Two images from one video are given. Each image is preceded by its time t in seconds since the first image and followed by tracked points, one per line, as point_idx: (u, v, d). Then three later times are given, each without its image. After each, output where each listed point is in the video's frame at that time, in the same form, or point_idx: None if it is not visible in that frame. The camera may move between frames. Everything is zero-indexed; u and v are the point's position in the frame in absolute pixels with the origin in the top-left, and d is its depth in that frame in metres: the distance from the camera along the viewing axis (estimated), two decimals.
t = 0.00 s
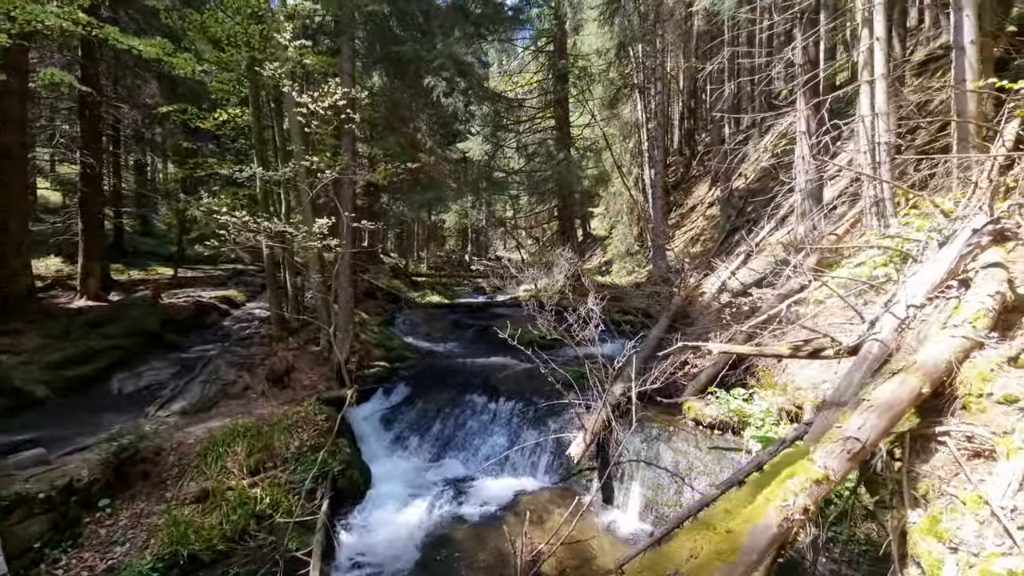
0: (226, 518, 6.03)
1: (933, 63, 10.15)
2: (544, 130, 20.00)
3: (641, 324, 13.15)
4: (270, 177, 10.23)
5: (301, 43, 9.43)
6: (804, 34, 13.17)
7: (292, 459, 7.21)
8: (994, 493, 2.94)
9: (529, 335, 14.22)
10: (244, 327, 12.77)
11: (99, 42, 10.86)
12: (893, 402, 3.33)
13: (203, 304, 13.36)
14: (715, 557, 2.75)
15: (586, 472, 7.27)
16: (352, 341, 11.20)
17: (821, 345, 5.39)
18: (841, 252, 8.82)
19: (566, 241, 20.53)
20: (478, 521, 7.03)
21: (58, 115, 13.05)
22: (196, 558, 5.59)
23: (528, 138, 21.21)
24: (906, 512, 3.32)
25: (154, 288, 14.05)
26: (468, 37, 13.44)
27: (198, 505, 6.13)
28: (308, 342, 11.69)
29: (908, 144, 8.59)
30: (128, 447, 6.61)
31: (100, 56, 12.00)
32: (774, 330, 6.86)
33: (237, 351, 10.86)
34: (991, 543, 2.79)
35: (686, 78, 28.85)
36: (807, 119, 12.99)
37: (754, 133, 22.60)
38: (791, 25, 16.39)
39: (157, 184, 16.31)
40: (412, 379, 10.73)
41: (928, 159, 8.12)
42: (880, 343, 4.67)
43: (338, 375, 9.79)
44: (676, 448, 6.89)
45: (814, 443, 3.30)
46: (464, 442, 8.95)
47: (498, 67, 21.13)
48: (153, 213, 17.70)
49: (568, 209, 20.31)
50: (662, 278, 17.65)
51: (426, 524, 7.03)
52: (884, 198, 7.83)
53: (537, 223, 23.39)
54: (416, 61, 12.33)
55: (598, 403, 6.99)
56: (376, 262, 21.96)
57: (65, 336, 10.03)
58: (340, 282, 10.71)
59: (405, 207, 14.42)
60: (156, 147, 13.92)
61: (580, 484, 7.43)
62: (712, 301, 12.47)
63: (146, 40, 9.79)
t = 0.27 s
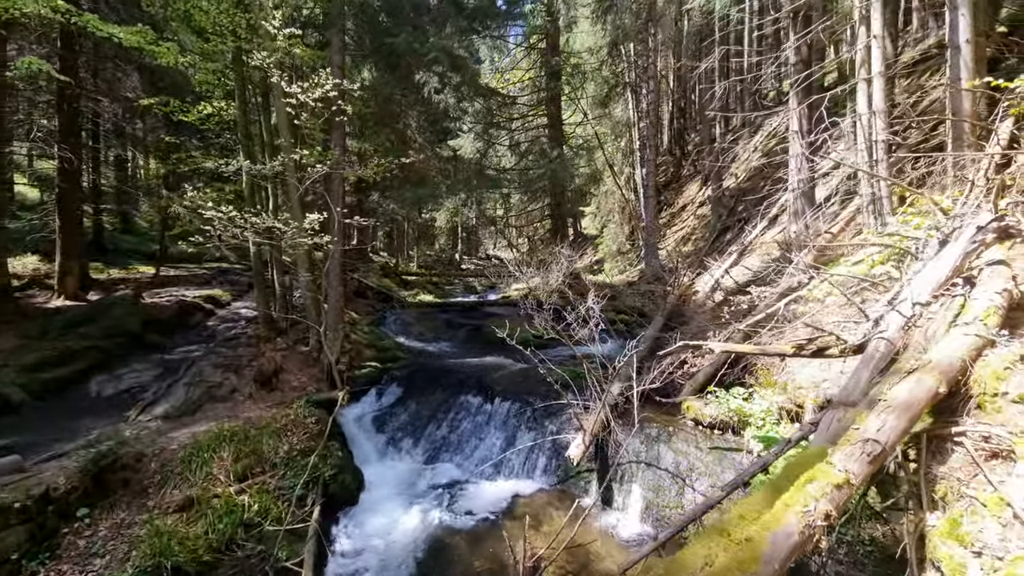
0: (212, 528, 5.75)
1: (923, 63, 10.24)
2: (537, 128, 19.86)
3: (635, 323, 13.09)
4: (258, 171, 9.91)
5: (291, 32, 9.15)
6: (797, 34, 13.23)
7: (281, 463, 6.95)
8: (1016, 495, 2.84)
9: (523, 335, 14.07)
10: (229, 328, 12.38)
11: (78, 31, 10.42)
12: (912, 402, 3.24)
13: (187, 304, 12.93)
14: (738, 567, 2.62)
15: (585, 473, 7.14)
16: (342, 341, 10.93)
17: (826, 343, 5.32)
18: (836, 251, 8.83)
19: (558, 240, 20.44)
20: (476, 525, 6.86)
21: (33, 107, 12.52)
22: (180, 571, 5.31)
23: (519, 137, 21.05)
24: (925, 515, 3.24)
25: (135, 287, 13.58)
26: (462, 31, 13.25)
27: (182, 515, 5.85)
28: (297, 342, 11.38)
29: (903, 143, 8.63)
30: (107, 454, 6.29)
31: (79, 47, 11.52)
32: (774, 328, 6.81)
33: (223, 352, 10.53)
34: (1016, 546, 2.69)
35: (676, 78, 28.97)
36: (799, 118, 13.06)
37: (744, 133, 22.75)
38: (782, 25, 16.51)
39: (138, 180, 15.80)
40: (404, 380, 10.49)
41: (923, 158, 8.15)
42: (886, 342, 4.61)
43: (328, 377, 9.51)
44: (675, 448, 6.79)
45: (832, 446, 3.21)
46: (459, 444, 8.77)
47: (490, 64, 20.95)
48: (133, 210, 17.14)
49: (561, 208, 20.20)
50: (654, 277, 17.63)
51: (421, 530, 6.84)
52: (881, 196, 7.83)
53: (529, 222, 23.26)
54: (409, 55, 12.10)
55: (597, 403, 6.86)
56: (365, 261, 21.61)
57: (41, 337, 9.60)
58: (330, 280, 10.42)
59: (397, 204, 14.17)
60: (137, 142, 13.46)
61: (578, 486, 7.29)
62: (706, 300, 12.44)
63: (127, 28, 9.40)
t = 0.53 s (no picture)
0: (194, 539, 5.49)
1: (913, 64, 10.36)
2: (528, 127, 19.74)
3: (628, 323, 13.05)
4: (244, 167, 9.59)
5: (278, 23, 8.86)
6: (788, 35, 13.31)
7: (267, 469, 6.70)
8: None
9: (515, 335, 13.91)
10: (213, 329, 12.01)
11: (54, 20, 9.95)
12: (923, 403, 3.19)
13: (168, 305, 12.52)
14: None
15: (581, 476, 7.02)
16: (331, 343, 10.66)
17: (826, 343, 5.28)
18: (829, 251, 8.88)
19: (550, 240, 20.35)
20: (471, 531, 6.68)
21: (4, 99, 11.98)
22: None
23: (510, 136, 20.91)
24: (938, 518, 3.16)
25: (114, 287, 13.11)
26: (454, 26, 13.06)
27: (162, 526, 5.58)
28: (284, 344, 11.07)
29: (894, 143, 8.71)
30: (83, 463, 5.99)
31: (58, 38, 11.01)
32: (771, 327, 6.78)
33: (206, 354, 10.18)
34: None
35: (666, 79, 29.12)
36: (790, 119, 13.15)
37: (733, 134, 22.94)
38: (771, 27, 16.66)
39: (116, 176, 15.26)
40: (395, 382, 10.27)
41: (914, 158, 8.23)
42: (889, 342, 4.57)
43: (317, 379, 9.25)
44: (672, 449, 6.72)
45: (846, 449, 3.12)
46: (452, 447, 8.58)
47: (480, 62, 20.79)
48: (111, 208, 16.56)
49: (552, 207, 20.11)
50: (646, 276, 17.65)
51: (415, 537, 6.63)
52: (875, 196, 7.87)
53: (520, 222, 23.13)
54: (400, 49, 11.86)
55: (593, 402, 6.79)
56: (353, 260, 21.26)
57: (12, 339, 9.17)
58: (319, 279, 10.14)
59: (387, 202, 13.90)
60: (116, 137, 12.98)
61: (574, 489, 7.17)
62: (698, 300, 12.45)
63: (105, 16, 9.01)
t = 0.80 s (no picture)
0: (177, 549, 5.25)
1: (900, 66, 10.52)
2: (519, 126, 19.65)
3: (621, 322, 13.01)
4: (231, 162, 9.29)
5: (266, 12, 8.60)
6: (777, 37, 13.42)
7: (254, 475, 6.47)
8: None
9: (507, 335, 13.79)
10: (195, 330, 11.64)
11: (32, 9, 9.38)
12: (932, 401, 3.17)
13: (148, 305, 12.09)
14: None
15: (577, 477, 6.92)
16: (319, 344, 10.40)
17: (825, 342, 5.28)
18: (820, 249, 8.94)
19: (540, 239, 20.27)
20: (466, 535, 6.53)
21: None
22: None
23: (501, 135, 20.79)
24: (947, 517, 3.11)
25: (90, 287, 12.62)
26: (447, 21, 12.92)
27: (143, 536, 5.32)
28: (270, 345, 10.76)
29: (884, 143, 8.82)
30: (58, 470, 5.69)
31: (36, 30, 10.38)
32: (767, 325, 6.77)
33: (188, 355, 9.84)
34: None
35: (654, 80, 29.31)
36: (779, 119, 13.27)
37: (721, 134, 23.15)
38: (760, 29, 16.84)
39: (93, 172, 14.72)
40: (385, 383, 10.07)
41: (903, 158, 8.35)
42: (889, 339, 4.55)
43: (305, 381, 9.01)
44: (668, 449, 6.67)
45: (856, 448, 3.08)
46: (445, 449, 8.42)
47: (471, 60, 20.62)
48: (86, 205, 15.97)
49: (543, 206, 20.04)
50: (636, 276, 17.67)
51: (409, 543, 6.46)
52: (867, 195, 7.92)
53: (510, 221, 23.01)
54: (391, 43, 11.67)
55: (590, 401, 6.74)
56: (341, 260, 20.89)
57: None
58: (308, 278, 9.89)
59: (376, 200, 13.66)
60: (93, 131, 12.51)
61: (570, 490, 7.07)
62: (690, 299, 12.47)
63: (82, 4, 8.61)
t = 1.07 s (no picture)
0: (155, 563, 5.01)
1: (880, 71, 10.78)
2: (506, 125, 19.57)
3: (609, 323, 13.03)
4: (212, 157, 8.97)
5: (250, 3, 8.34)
6: (762, 41, 13.65)
7: (237, 482, 6.23)
8: None
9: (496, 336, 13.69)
10: (173, 332, 11.23)
11: None
12: (931, 400, 3.20)
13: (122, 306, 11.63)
14: None
15: (570, 479, 6.85)
16: (304, 345, 10.14)
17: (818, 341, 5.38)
18: (806, 250, 9.08)
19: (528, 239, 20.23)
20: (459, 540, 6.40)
21: None
22: None
23: (488, 134, 20.68)
24: (948, 516, 3.12)
25: (60, 288, 12.07)
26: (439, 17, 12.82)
27: (119, 549, 5.06)
28: (252, 347, 10.44)
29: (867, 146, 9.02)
30: (26, 481, 5.38)
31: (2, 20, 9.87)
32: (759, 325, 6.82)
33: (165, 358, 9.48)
34: None
35: (640, 82, 29.58)
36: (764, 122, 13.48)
37: (706, 137, 23.46)
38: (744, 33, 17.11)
39: (62, 167, 14.10)
40: (373, 385, 9.85)
41: (886, 160, 8.55)
42: (881, 338, 4.59)
43: (290, 384, 8.76)
44: (661, 449, 6.65)
45: (859, 448, 3.08)
46: (435, 453, 8.27)
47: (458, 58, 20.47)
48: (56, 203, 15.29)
49: (530, 206, 20.01)
50: (624, 276, 17.76)
51: (399, 550, 6.30)
52: (853, 197, 8.08)
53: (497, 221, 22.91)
54: (382, 38, 11.53)
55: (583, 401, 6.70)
56: (324, 259, 20.48)
57: None
58: (293, 278, 9.63)
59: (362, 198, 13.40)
60: (62, 125, 11.96)
61: (562, 492, 7.00)
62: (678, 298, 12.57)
63: None
